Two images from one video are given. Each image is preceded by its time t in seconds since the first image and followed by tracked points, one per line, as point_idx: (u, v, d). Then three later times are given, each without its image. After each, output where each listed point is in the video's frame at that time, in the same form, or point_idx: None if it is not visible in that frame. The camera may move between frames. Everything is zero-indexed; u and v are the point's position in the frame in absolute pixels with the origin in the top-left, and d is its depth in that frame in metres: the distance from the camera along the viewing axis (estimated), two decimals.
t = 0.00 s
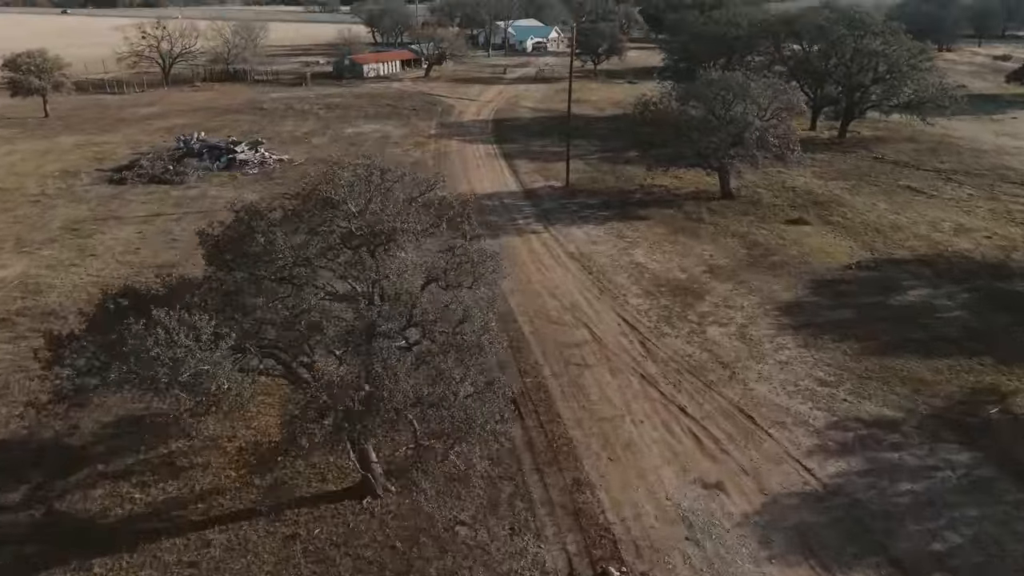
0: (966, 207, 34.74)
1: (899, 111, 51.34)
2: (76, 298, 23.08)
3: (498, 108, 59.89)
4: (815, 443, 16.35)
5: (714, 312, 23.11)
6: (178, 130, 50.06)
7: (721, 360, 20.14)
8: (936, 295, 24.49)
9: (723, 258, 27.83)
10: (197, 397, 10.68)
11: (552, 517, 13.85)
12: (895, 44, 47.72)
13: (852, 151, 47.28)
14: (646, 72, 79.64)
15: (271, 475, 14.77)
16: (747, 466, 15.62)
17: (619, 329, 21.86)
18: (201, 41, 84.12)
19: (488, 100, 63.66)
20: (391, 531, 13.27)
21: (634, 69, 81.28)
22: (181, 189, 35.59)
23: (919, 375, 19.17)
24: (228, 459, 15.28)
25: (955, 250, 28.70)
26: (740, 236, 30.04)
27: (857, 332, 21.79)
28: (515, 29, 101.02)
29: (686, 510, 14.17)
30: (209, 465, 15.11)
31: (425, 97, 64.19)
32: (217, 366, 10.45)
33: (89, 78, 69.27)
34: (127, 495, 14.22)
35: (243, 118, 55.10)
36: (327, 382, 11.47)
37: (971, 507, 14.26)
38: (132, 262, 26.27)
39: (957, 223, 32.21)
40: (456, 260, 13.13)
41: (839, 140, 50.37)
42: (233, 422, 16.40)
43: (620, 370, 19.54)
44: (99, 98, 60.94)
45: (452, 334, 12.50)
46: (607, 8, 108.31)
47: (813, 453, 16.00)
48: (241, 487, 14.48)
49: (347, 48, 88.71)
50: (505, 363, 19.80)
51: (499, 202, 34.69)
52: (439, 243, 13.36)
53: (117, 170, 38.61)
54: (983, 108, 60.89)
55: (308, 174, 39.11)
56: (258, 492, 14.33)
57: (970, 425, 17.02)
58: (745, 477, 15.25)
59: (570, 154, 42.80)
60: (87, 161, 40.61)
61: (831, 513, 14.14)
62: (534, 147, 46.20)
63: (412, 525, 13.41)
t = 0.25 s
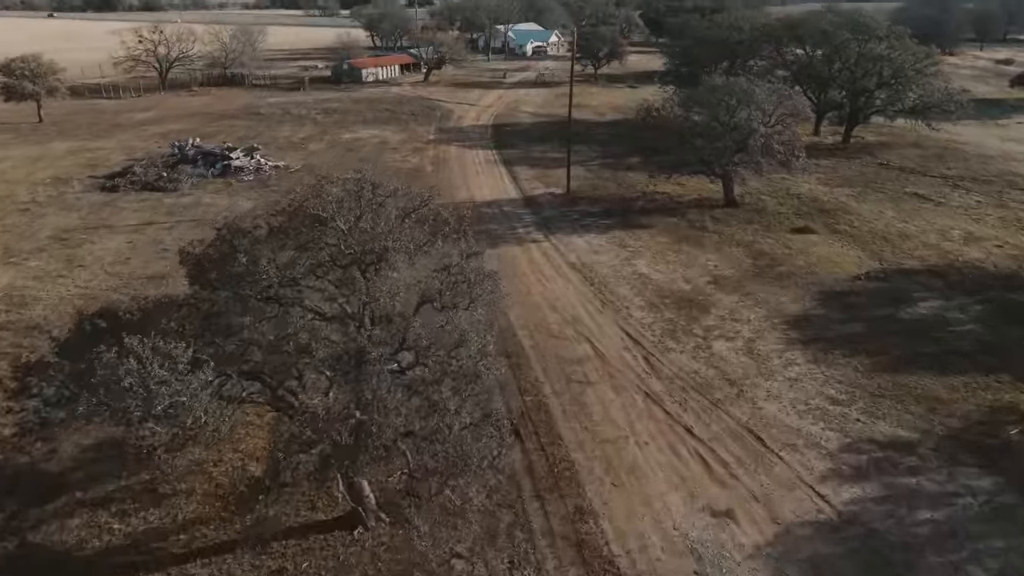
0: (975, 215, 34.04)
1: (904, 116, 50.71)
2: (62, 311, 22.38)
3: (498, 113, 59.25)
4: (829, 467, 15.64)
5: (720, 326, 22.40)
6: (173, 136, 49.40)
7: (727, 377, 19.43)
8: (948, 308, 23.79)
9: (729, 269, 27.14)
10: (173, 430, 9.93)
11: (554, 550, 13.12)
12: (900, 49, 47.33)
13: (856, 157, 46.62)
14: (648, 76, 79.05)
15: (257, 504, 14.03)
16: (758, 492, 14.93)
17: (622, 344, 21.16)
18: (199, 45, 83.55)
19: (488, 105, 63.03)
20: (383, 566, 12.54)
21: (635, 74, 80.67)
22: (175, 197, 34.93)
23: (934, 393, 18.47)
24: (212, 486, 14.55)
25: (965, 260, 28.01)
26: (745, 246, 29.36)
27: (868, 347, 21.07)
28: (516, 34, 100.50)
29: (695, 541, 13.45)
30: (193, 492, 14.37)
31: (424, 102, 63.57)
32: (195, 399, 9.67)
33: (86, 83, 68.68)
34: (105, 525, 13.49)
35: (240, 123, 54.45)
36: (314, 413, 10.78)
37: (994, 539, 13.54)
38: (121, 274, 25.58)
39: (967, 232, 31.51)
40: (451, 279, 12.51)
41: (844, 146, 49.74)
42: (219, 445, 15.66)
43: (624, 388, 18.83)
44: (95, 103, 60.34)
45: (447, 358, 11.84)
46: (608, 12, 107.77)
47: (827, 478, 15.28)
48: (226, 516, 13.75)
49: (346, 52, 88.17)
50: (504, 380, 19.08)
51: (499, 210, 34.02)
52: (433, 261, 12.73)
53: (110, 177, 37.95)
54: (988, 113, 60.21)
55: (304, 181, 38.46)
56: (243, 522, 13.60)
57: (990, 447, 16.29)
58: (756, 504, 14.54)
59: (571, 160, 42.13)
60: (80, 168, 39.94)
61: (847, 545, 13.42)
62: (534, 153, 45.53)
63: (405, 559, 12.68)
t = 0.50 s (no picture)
0: (984, 223, 33.38)
1: (909, 121, 49.93)
2: (46, 326, 21.65)
3: (497, 118, 58.64)
4: (843, 492, 14.92)
5: (727, 341, 21.69)
6: (168, 142, 48.76)
7: (735, 395, 18.68)
8: (961, 321, 23.07)
9: (734, 279, 26.47)
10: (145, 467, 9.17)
11: None
12: (905, 53, 46.26)
13: (861, 163, 45.97)
14: (648, 80, 78.48)
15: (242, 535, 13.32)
16: (770, 520, 14.20)
17: (625, 360, 20.46)
18: (196, 50, 82.98)
19: (487, 109, 62.43)
20: None
21: (636, 78, 80.11)
22: (168, 205, 34.27)
23: (950, 412, 17.76)
24: (196, 515, 13.83)
25: (976, 271, 27.33)
26: (750, 255, 28.69)
27: (880, 363, 20.37)
28: (516, 38, 99.95)
29: None
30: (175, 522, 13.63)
31: (423, 107, 62.97)
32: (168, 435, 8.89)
33: (81, 87, 68.11)
34: (82, 559, 12.77)
35: (236, 128, 53.86)
36: (296, 446, 10.07)
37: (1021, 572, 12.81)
38: (109, 285, 24.86)
39: (977, 240, 30.82)
40: (444, 303, 11.99)
41: (847, 151, 49.11)
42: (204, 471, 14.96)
43: (627, 407, 18.12)
44: (91, 108, 59.76)
45: (440, 388, 11.24)
46: (608, 16, 107.23)
47: (842, 505, 14.55)
48: (209, 549, 13.05)
49: (344, 56, 87.60)
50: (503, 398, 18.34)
51: (498, 218, 33.35)
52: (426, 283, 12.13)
53: (102, 184, 37.28)
54: (992, 118, 59.60)
55: (300, 188, 37.81)
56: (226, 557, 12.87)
57: (1011, 471, 15.57)
58: (768, 534, 13.82)
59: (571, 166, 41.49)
60: (72, 175, 39.25)
61: None
62: (534, 159, 44.89)
63: None
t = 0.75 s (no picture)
0: (994, 231, 32.68)
1: (915, 126, 49.28)
2: (30, 341, 20.96)
3: (497, 123, 58.02)
4: (859, 521, 14.21)
5: (734, 356, 21.00)
6: (164, 148, 48.12)
7: (743, 414, 17.98)
8: (975, 334, 22.38)
9: (739, 290, 25.77)
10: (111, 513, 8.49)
11: None
12: (912, 58, 45.74)
13: (866, 169, 45.32)
14: (649, 84, 77.91)
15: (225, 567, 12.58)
16: (783, 552, 13.51)
17: (628, 377, 19.78)
18: (194, 54, 82.43)
19: (487, 114, 61.81)
20: None
21: (637, 82, 79.52)
22: (160, 212, 33.57)
23: (968, 432, 17.06)
24: (178, 548, 13.08)
25: (988, 281, 26.64)
26: (755, 265, 28.02)
27: (893, 379, 19.67)
28: (516, 42, 99.46)
29: None
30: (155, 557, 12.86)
31: (422, 111, 62.36)
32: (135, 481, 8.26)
33: (78, 92, 67.50)
34: None
35: (232, 134, 53.21)
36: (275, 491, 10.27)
37: None
38: (97, 297, 24.17)
39: (987, 249, 30.13)
40: (438, 328, 11.44)
41: (852, 157, 48.47)
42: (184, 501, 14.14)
43: (630, 428, 17.44)
44: (86, 114, 59.15)
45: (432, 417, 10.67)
46: (609, 19, 106.72)
47: (858, 535, 13.85)
48: None
49: (343, 60, 87.06)
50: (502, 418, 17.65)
51: (497, 226, 32.70)
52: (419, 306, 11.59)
53: (95, 191, 36.62)
54: (998, 123, 58.95)
55: (295, 196, 37.14)
56: None
57: None
58: (782, 567, 13.13)
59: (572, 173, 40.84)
60: (64, 182, 38.60)
61: None
62: (534, 165, 44.22)
63: None
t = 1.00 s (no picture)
0: (1004, 239, 31.99)
1: (920, 131, 48.66)
2: (13, 356, 20.23)
3: (497, 128, 57.39)
4: (877, 552, 13.51)
5: (741, 372, 20.27)
6: (159, 154, 47.47)
7: (752, 435, 17.27)
8: (989, 348, 21.68)
9: (746, 302, 25.08)
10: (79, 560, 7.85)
11: None
12: (917, 63, 45.17)
13: (871, 175, 44.66)
14: (650, 89, 77.34)
15: None
16: None
17: (632, 394, 19.05)
18: (191, 58, 81.83)
19: (486, 119, 61.19)
20: None
21: (638, 87, 78.93)
22: (153, 221, 32.86)
23: (988, 455, 16.36)
24: None
25: (1000, 292, 25.95)
26: (761, 276, 27.33)
27: (907, 396, 18.97)
28: (515, 46, 98.95)
29: None
30: None
31: (421, 116, 61.74)
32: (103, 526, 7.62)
33: (73, 97, 66.87)
34: None
35: (229, 139, 52.55)
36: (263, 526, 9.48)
37: None
38: (85, 310, 23.46)
39: (998, 259, 29.44)
40: (430, 355, 11.17)
41: (856, 163, 47.83)
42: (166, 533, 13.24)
43: (635, 449, 16.72)
44: (81, 119, 58.52)
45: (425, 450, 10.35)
46: (609, 23, 106.19)
47: (877, 568, 13.14)
48: None
49: (342, 64, 86.45)
50: (502, 440, 16.89)
51: (497, 234, 32.02)
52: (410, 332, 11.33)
53: (87, 199, 35.93)
54: (1003, 128, 58.31)
55: (291, 203, 36.45)
56: None
57: None
58: None
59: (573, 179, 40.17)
60: (56, 189, 37.92)
61: None
62: (534, 171, 43.55)
63: None
